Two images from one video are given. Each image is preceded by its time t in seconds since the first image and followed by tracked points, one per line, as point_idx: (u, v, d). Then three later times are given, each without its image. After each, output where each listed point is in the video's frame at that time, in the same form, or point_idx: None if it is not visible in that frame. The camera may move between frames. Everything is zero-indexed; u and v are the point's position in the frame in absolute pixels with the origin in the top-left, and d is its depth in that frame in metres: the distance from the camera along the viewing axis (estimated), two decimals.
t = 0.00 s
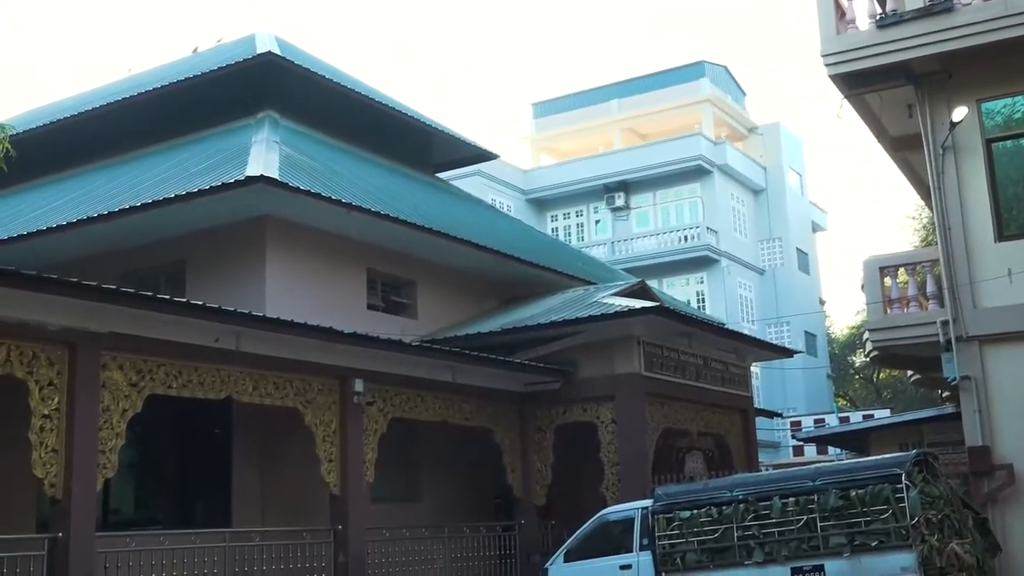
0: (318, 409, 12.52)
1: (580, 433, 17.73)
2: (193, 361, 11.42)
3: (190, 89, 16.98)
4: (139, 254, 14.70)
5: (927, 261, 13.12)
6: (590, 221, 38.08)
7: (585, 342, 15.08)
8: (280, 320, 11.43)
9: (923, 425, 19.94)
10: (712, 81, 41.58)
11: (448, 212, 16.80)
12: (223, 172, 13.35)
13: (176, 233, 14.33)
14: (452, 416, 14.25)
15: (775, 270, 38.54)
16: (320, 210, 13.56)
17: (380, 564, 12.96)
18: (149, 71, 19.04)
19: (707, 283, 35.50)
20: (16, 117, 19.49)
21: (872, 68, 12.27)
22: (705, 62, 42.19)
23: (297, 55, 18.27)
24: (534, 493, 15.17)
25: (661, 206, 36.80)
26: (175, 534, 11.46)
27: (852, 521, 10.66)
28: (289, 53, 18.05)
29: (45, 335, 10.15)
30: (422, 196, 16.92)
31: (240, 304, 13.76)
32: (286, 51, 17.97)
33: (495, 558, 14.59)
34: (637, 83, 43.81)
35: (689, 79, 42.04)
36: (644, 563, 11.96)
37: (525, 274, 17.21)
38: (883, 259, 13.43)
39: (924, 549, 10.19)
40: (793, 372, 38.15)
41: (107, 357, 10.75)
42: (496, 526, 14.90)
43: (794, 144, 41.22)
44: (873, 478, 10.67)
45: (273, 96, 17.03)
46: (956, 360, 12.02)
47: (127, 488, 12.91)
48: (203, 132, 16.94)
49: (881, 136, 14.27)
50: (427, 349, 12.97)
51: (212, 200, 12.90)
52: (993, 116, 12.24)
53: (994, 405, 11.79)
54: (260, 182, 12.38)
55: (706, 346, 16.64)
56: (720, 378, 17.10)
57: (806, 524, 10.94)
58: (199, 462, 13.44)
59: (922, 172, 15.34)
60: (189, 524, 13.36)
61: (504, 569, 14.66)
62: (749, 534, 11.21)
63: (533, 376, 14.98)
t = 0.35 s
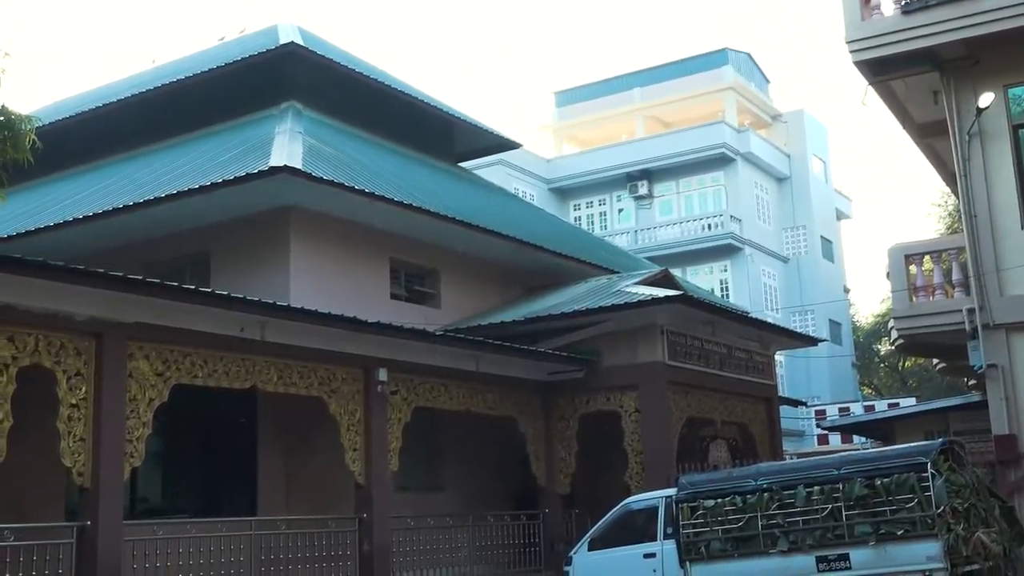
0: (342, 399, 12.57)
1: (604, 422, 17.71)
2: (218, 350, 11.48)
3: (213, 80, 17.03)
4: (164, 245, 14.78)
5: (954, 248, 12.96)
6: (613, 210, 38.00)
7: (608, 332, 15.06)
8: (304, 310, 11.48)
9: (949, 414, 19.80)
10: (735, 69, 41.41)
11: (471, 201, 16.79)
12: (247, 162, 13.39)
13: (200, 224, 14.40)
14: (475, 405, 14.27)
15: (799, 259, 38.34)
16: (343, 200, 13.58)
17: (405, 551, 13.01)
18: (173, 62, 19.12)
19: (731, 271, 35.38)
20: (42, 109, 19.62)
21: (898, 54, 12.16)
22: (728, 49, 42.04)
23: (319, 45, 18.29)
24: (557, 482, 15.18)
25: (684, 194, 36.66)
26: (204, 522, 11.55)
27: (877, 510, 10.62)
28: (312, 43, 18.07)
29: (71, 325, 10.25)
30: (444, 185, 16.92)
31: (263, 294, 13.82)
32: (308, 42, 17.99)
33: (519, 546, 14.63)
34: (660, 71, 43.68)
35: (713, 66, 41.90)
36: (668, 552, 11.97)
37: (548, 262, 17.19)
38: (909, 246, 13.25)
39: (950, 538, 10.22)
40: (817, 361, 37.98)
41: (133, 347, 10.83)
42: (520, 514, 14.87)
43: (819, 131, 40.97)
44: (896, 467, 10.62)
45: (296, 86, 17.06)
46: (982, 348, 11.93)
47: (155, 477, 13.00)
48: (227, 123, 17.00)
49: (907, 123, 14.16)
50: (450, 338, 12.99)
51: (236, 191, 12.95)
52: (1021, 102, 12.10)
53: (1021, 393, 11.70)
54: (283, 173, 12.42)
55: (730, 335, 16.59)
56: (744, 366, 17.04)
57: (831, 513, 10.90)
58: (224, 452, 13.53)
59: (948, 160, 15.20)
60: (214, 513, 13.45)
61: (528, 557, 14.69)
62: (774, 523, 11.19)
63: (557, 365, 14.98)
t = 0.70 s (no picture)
0: (369, 386, 12.62)
1: (632, 408, 17.70)
2: (246, 338, 11.56)
3: (240, 69, 17.10)
4: (193, 234, 14.86)
5: (985, 233, 12.89)
6: (640, 196, 37.90)
7: (635, 319, 15.02)
8: (331, 297, 11.52)
9: (980, 401, 19.64)
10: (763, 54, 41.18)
11: (497, 188, 16.78)
12: (274, 151, 13.45)
13: (228, 213, 14.47)
14: (503, 392, 14.29)
15: (827, 245, 38.10)
16: (370, 187, 13.61)
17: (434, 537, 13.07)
18: (201, 51, 19.21)
19: (759, 257, 35.24)
20: (72, 98, 19.78)
21: (927, 37, 12.03)
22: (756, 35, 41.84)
23: (345, 33, 18.31)
24: (584, 468, 15.19)
25: (711, 180, 36.50)
26: (234, 508, 11.66)
27: (907, 497, 10.55)
28: (338, 31, 18.09)
29: (101, 313, 10.34)
30: (471, 173, 16.90)
31: (291, 282, 13.88)
32: (334, 30, 18.01)
33: (547, 533, 14.67)
34: (687, 57, 43.51)
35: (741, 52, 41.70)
36: (696, 539, 11.92)
37: (575, 249, 17.16)
38: (939, 232, 13.12)
39: (981, 526, 10.13)
40: (845, 347, 37.76)
41: (163, 335, 10.91)
42: (548, 501, 14.87)
43: (847, 116, 40.65)
44: (927, 454, 10.54)
45: (323, 74, 17.10)
46: (1014, 334, 11.81)
47: (185, 464, 13.11)
48: (254, 112, 17.05)
49: (936, 107, 14.00)
50: (477, 325, 13.01)
51: (263, 179, 13.00)
52: None
53: None
54: (309, 161, 12.45)
55: (758, 321, 16.51)
56: (772, 353, 16.97)
57: (860, 500, 10.85)
58: (254, 439, 13.63)
59: (979, 145, 15.01)
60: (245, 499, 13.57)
61: (556, 543, 14.73)
62: (802, 510, 11.17)
63: (584, 352, 14.97)
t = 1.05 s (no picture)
0: (401, 372, 12.68)
1: (664, 394, 17.68)
2: (280, 326, 11.63)
3: (271, 57, 17.15)
4: (225, 222, 14.95)
5: (1020, 217, 12.70)
6: (671, 181, 37.77)
7: (666, 305, 14.98)
8: (363, 286, 11.58)
9: (1017, 386, 19.45)
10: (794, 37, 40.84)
11: (528, 175, 16.75)
12: (306, 139, 13.51)
13: (260, 201, 14.55)
14: (534, 378, 14.30)
15: (861, 229, 37.90)
16: (401, 175, 13.63)
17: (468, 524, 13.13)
18: (233, 39, 19.30)
19: (790, 243, 35.08)
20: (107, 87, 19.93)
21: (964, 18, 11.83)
22: (787, 18, 41.48)
23: (375, 21, 18.31)
24: (616, 454, 15.20)
25: (742, 165, 36.29)
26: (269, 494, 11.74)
27: (941, 484, 10.50)
28: (368, 19, 18.10)
29: (136, 302, 10.45)
30: (501, 160, 16.89)
31: (324, 270, 13.96)
32: (365, 17, 18.02)
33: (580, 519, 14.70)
34: (717, 42, 43.23)
35: (772, 35, 41.38)
36: (729, 525, 11.91)
37: (606, 235, 17.12)
38: (972, 216, 12.99)
39: (1016, 513, 10.10)
40: (879, 333, 37.51)
41: (198, 323, 11.00)
42: (581, 487, 14.91)
43: (881, 99, 40.25)
44: (963, 440, 10.48)
45: (354, 62, 17.12)
46: None
47: (219, 450, 13.22)
48: (285, 100, 17.11)
49: (971, 89, 13.78)
50: (509, 312, 13.02)
51: (294, 168, 13.05)
52: None
53: None
54: (341, 149, 12.48)
55: (791, 307, 16.43)
56: (805, 339, 16.88)
57: (894, 486, 10.79)
58: (287, 425, 13.74)
59: (1015, 127, 14.75)
60: (279, 484, 13.69)
61: (588, 529, 14.78)
62: (836, 496, 11.13)
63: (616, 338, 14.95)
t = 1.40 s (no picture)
0: (434, 360, 12.73)
1: (697, 381, 17.63)
2: (312, 314, 11.70)
3: (302, 47, 17.20)
4: (259, 211, 15.04)
5: None
6: (703, 168, 37.60)
7: (698, 292, 14.93)
8: (395, 274, 11.62)
9: None
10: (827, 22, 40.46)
11: (559, 163, 16.72)
12: (337, 128, 13.54)
13: (293, 190, 14.62)
14: (566, 366, 14.30)
15: (896, 215, 37.47)
16: (433, 163, 13.65)
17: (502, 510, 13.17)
18: (265, 29, 19.37)
19: (824, 229, 34.82)
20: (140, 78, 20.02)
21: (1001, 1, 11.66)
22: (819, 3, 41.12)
23: (405, 9, 18.31)
24: (649, 442, 15.19)
25: (775, 151, 36.06)
26: (303, 481, 11.82)
27: (977, 471, 10.44)
28: (399, 7, 18.10)
29: (172, 291, 10.54)
30: (532, 148, 16.86)
31: (356, 259, 14.02)
32: (395, 6, 18.02)
33: (612, 506, 14.73)
34: (749, 27, 42.96)
35: (804, 20, 41.04)
36: (762, 513, 11.88)
37: (638, 223, 17.07)
38: (1009, 202, 12.88)
39: None
40: (914, 319, 37.20)
41: (232, 311, 11.08)
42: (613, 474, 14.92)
43: (915, 83, 39.82)
44: (997, 427, 10.46)
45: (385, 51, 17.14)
46: None
47: (255, 438, 13.33)
48: (317, 90, 17.16)
49: (1009, 72, 13.59)
50: (541, 300, 13.03)
51: (327, 157, 13.10)
52: None
53: None
54: (373, 138, 12.51)
55: (825, 294, 16.33)
56: (839, 326, 16.78)
57: (930, 474, 10.72)
58: (321, 412, 13.79)
59: None
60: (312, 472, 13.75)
61: (620, 517, 14.80)
62: (871, 483, 11.06)
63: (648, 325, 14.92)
